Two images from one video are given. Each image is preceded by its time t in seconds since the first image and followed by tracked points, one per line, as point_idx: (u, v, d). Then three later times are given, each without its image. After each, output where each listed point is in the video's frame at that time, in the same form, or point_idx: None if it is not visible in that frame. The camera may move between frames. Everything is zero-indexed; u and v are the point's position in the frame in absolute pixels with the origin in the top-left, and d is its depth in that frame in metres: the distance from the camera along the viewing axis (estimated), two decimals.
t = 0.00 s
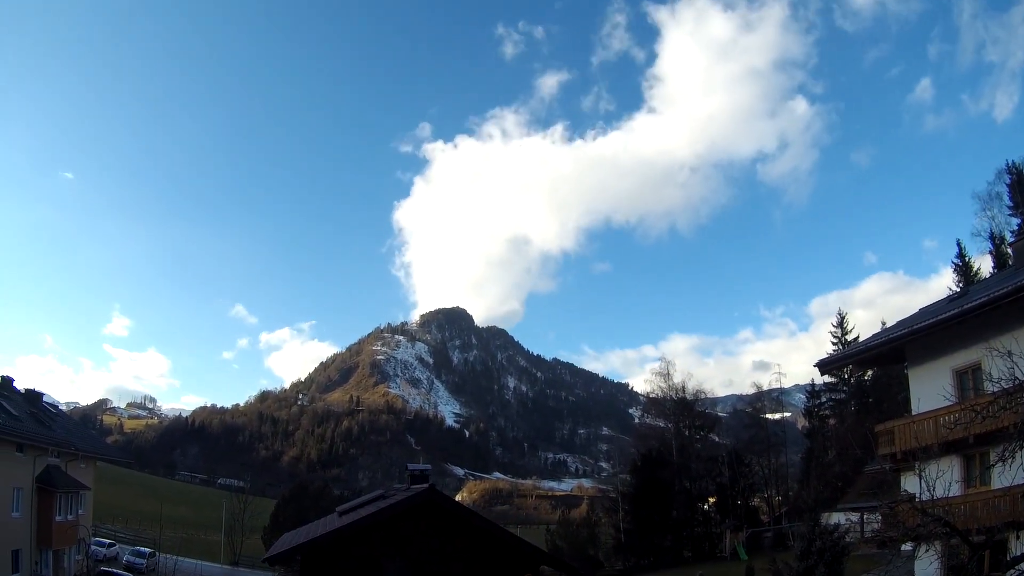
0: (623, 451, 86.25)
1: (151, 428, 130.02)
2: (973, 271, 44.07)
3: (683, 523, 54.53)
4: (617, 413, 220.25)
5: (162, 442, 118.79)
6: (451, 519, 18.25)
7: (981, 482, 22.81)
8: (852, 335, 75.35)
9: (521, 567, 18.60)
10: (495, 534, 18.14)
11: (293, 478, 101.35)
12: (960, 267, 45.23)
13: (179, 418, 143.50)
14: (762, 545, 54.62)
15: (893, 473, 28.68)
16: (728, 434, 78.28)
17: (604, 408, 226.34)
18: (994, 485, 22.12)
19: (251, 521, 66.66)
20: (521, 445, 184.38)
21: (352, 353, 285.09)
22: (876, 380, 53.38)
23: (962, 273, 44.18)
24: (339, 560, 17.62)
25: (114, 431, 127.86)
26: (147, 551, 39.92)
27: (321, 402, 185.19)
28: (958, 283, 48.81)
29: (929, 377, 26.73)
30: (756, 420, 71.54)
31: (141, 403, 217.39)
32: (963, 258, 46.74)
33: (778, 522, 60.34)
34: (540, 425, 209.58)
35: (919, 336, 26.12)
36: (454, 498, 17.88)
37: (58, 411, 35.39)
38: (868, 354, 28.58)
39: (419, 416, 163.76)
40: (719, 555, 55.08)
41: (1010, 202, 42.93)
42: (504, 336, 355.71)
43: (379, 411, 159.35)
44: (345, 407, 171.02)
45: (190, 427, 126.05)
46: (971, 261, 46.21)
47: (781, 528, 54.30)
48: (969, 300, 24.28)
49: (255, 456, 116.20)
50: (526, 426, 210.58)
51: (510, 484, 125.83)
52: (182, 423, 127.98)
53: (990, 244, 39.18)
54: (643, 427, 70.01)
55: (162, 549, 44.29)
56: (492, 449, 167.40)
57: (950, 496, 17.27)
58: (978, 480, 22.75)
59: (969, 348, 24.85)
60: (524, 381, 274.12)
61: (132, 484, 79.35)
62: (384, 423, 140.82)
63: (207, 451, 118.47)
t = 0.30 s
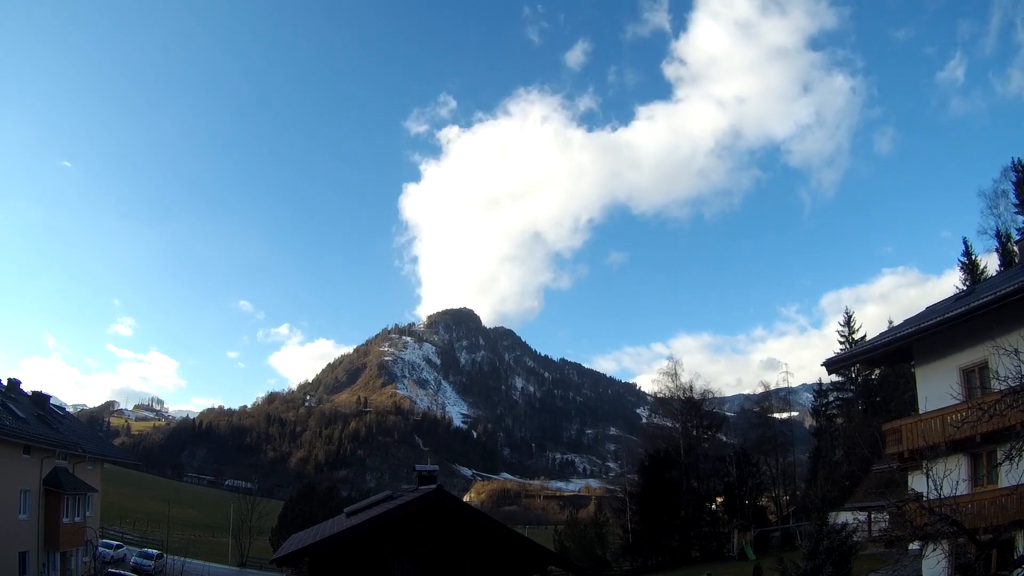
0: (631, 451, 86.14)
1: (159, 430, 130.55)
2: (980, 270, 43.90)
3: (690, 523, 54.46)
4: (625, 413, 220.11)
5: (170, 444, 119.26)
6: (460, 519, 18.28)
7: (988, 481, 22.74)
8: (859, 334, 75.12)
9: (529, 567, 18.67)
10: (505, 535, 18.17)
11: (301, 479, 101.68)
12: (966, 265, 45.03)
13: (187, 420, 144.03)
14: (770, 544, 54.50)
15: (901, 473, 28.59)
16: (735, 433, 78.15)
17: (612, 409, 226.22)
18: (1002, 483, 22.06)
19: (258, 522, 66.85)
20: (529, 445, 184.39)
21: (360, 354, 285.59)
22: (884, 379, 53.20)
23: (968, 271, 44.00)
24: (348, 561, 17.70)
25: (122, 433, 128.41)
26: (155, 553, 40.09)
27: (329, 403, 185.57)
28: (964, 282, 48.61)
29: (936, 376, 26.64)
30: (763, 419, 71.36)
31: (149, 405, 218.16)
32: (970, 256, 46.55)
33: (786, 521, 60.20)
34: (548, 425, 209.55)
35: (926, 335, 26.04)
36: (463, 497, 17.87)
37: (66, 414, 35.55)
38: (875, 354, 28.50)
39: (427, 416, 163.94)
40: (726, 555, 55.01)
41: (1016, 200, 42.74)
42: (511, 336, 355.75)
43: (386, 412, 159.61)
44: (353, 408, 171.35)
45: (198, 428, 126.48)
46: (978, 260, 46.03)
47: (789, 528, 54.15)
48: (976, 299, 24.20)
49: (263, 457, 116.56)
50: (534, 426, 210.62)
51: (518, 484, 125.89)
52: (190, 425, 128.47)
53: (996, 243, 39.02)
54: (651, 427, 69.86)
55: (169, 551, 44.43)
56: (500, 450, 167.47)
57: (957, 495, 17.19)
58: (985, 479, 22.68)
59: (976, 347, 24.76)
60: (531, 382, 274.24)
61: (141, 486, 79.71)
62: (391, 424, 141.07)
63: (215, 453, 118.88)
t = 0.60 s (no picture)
0: (639, 450, 86.01)
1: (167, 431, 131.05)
2: (986, 267, 43.70)
3: (698, 522, 54.39)
4: (633, 413, 219.90)
5: (178, 445, 119.73)
6: (466, 519, 18.34)
7: (995, 479, 22.68)
8: (866, 333, 74.82)
9: (536, 568, 18.72)
10: (512, 535, 18.20)
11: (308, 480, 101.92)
12: (972, 262, 44.79)
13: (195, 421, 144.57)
14: (777, 544, 54.34)
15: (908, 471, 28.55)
16: (743, 433, 77.95)
17: (620, 408, 226.11)
18: (1009, 482, 21.99)
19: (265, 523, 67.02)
20: (537, 445, 184.41)
21: (367, 355, 286.12)
22: (891, 377, 53.04)
23: (974, 269, 43.82)
24: (355, 561, 17.77)
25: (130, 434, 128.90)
26: (162, 555, 40.23)
27: (336, 403, 185.94)
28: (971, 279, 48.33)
29: (943, 375, 26.55)
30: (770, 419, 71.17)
31: (155, 407, 218.75)
32: (975, 253, 46.33)
33: (794, 521, 60.06)
34: (555, 425, 209.44)
35: (932, 333, 25.96)
36: (470, 499, 17.91)
37: (73, 415, 35.79)
38: (882, 352, 28.42)
39: (434, 417, 164.08)
40: (734, 554, 54.90)
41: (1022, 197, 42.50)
42: (518, 336, 355.78)
43: (393, 412, 159.79)
44: (360, 408, 171.66)
45: (205, 429, 126.92)
46: (985, 257, 45.77)
47: (797, 527, 53.96)
48: (982, 296, 24.11)
49: (270, 458, 116.91)
50: (542, 426, 210.57)
51: (526, 485, 125.89)
52: (197, 426, 128.94)
53: (1003, 240, 38.82)
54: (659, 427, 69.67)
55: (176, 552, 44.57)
56: (507, 450, 167.51)
57: (964, 494, 17.08)
58: (992, 477, 22.60)
59: (983, 344, 24.66)
60: (539, 382, 274.17)
61: (148, 488, 80.04)
62: (399, 425, 141.24)
63: (223, 454, 119.31)
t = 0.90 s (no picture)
0: (646, 450, 85.80)
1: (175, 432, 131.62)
2: (993, 265, 43.48)
3: (705, 522, 54.29)
4: (640, 412, 219.74)
5: (185, 446, 120.21)
6: (474, 519, 18.36)
7: (1002, 478, 22.60)
8: (873, 332, 74.55)
9: (544, 568, 18.75)
10: (520, 535, 18.24)
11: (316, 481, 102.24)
12: (979, 261, 44.58)
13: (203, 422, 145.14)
14: (785, 544, 54.21)
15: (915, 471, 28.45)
16: (751, 432, 77.75)
17: (627, 408, 225.95)
18: (1016, 481, 21.92)
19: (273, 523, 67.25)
20: (545, 446, 184.38)
21: (375, 355, 286.70)
22: (899, 375, 52.83)
23: (981, 267, 43.59)
24: (363, 562, 17.84)
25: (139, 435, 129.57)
26: (170, 555, 40.44)
27: (344, 404, 186.41)
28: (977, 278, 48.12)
29: (950, 374, 26.44)
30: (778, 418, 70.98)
31: (163, 408, 219.66)
32: (982, 251, 46.10)
33: (801, 520, 59.99)
34: (563, 425, 209.46)
35: (939, 331, 25.83)
36: (478, 500, 17.93)
37: (80, 416, 36.02)
38: (889, 351, 28.29)
39: (441, 417, 164.36)
40: (741, 554, 54.80)
41: None
42: (526, 336, 355.86)
43: (401, 413, 160.02)
44: (367, 409, 172.01)
45: (212, 430, 127.40)
46: (992, 255, 45.54)
47: (804, 526, 53.81)
48: (989, 295, 23.97)
49: (278, 459, 117.35)
50: (549, 426, 210.59)
51: (533, 485, 125.96)
52: (205, 427, 129.49)
53: (1010, 238, 38.61)
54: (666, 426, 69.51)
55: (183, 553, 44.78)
56: (515, 450, 167.66)
57: (971, 493, 17.01)
58: (999, 476, 22.52)
59: (990, 343, 24.56)
60: (546, 382, 274.22)
61: (156, 489, 80.41)
62: (406, 425, 141.53)
63: (230, 455, 119.77)
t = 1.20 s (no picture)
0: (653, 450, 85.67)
1: (182, 433, 132.17)
2: (999, 263, 43.30)
3: (712, 521, 54.19)
4: (648, 412, 219.44)
5: (193, 447, 120.63)
6: (482, 519, 18.42)
7: (1009, 476, 22.54)
8: (880, 330, 74.32)
9: (552, 568, 18.78)
10: (529, 536, 18.29)
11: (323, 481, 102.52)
12: (986, 259, 44.43)
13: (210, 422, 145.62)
14: (793, 543, 54.06)
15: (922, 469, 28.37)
16: (757, 430, 77.57)
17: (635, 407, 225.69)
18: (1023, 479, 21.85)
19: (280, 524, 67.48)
20: (552, 446, 184.23)
21: (381, 355, 287.19)
22: (906, 374, 52.64)
23: (987, 265, 43.41)
24: (370, 562, 17.90)
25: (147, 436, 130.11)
26: (177, 556, 40.61)
27: (351, 404, 186.71)
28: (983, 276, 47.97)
29: (956, 372, 26.36)
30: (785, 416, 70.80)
31: (170, 409, 220.47)
32: (988, 249, 45.96)
33: (808, 519, 59.83)
34: (570, 425, 209.32)
35: (945, 329, 25.76)
36: (486, 500, 18.01)
37: (87, 418, 36.23)
38: (896, 349, 28.22)
39: (449, 417, 164.47)
40: (749, 553, 54.71)
41: None
42: (533, 336, 355.80)
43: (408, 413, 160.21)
44: (374, 409, 172.35)
45: (219, 431, 127.84)
46: (998, 253, 45.37)
47: (812, 525, 53.65)
48: (995, 293, 23.88)
49: (285, 460, 117.64)
50: (556, 426, 210.50)
51: (540, 484, 125.94)
52: (212, 428, 129.94)
53: (1015, 236, 38.45)
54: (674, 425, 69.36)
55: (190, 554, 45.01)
56: (522, 449, 167.64)
57: (978, 491, 16.92)
58: (1005, 474, 22.46)
59: (996, 341, 24.49)
60: (553, 381, 274.16)
61: (164, 490, 80.73)
62: (414, 425, 141.77)
63: (237, 455, 120.18)
